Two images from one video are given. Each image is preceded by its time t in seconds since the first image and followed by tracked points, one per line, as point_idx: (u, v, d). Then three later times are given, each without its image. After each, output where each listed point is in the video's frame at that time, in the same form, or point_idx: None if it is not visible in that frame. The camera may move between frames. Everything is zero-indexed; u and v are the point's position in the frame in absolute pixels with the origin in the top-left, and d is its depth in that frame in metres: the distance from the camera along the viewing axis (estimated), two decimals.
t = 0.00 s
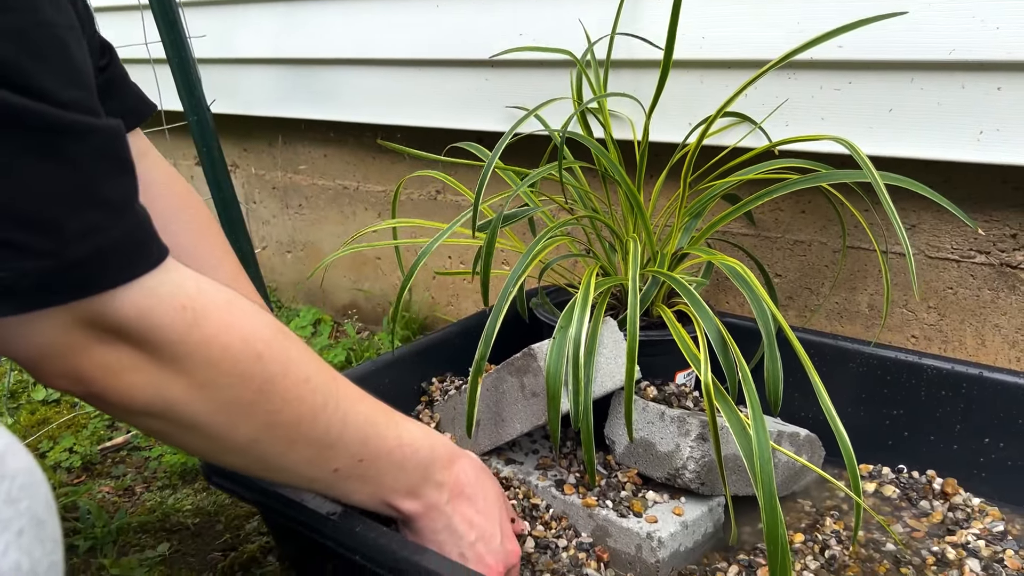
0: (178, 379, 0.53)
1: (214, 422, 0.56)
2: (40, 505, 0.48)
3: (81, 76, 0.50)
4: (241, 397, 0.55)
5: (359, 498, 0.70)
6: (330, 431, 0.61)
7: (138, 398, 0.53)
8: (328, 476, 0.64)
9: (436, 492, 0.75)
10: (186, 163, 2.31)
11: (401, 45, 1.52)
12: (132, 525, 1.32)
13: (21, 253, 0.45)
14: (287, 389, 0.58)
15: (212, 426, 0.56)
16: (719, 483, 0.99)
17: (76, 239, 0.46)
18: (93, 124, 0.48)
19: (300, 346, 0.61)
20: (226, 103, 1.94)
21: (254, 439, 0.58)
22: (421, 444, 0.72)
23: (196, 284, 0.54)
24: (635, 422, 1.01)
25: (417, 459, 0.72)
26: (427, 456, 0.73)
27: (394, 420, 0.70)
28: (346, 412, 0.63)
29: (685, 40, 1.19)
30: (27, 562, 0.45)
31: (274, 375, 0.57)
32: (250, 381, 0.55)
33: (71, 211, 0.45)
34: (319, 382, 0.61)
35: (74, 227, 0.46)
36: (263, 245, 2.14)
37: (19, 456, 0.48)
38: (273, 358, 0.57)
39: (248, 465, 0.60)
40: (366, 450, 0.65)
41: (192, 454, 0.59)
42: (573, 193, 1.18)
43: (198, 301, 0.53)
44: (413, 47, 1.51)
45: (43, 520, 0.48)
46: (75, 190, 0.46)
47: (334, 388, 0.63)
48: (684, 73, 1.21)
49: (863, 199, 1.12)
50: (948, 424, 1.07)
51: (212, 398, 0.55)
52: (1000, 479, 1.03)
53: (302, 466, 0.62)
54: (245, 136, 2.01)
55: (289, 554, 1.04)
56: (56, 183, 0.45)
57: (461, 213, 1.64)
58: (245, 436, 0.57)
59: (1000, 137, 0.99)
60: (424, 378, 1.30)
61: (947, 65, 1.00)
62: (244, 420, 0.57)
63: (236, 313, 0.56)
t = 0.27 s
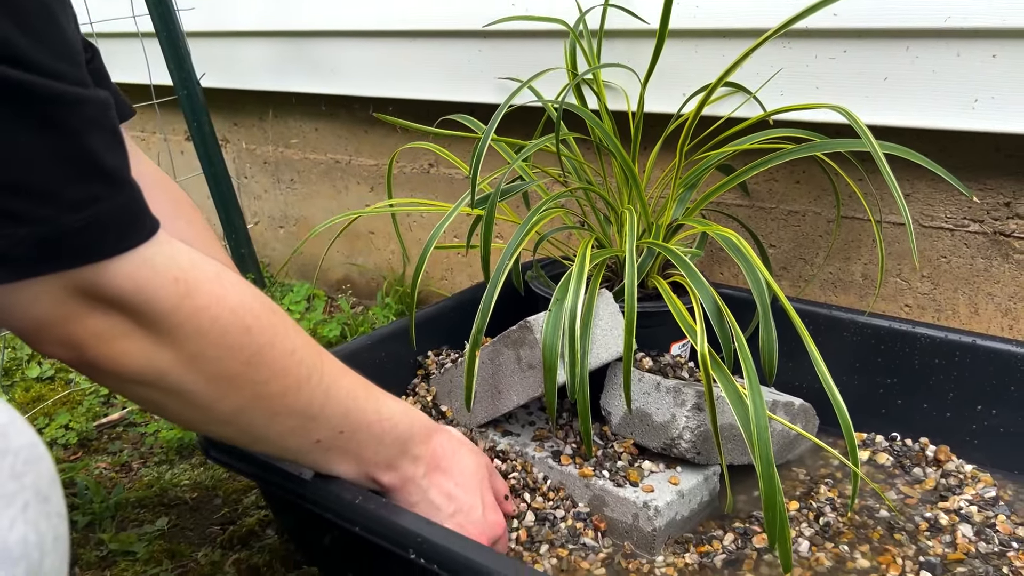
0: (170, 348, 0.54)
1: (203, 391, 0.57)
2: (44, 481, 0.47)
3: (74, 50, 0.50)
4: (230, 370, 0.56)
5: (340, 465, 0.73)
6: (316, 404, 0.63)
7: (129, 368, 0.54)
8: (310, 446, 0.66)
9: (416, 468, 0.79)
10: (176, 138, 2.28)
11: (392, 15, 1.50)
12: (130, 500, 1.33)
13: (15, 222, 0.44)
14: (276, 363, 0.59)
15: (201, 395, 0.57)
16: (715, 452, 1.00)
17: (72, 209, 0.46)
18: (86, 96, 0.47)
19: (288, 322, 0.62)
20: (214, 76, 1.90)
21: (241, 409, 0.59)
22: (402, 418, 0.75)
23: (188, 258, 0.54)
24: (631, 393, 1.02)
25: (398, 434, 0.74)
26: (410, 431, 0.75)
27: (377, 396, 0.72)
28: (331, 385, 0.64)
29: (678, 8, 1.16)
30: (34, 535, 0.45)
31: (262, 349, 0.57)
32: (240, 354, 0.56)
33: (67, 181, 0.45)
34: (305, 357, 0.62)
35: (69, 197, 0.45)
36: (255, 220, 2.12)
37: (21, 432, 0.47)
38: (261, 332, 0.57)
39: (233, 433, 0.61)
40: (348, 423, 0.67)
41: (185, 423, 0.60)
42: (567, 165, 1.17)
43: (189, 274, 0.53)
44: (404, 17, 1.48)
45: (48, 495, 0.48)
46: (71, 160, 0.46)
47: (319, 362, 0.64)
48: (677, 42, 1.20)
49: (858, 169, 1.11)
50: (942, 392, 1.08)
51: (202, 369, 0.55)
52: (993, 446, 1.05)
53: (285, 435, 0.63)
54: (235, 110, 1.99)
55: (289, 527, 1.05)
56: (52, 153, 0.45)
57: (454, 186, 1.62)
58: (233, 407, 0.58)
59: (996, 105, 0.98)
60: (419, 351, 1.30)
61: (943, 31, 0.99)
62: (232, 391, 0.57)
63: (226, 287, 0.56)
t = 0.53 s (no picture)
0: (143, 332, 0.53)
1: (177, 375, 0.57)
2: (32, 471, 0.42)
3: (42, 29, 0.49)
4: (205, 356, 0.56)
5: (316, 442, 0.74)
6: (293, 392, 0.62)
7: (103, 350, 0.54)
8: (285, 431, 0.66)
9: (391, 447, 0.80)
10: (164, 119, 2.25)
11: None
12: (123, 483, 1.33)
13: None
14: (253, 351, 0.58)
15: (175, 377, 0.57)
16: (707, 431, 1.00)
17: (42, 192, 0.45)
18: (57, 76, 0.47)
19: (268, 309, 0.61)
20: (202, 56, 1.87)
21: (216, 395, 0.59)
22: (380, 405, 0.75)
23: (165, 243, 0.54)
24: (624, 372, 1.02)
25: (376, 419, 0.74)
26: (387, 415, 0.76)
27: (357, 381, 0.71)
28: (310, 372, 0.64)
29: None
30: (25, 529, 0.40)
31: (240, 336, 0.57)
32: (216, 341, 0.56)
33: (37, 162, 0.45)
34: (286, 345, 0.61)
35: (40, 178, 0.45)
36: (245, 201, 2.10)
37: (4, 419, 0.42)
38: (239, 320, 0.57)
39: (208, 415, 0.61)
40: (325, 409, 0.67)
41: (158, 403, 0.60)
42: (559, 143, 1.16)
43: (166, 260, 0.53)
44: None
45: (38, 487, 0.43)
46: (42, 140, 0.45)
47: (299, 350, 0.63)
48: (669, 18, 1.18)
49: (850, 146, 1.11)
50: (933, 369, 1.08)
51: (177, 354, 0.55)
52: (983, 422, 1.05)
53: (261, 419, 0.63)
54: (224, 91, 1.96)
55: (284, 509, 1.05)
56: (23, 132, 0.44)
57: (446, 165, 1.61)
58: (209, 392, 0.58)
59: (989, 81, 0.98)
60: (412, 333, 1.29)
61: (936, 7, 0.98)
62: (207, 377, 0.57)
63: (204, 274, 0.55)
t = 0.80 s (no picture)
0: (74, 338, 0.52)
1: (113, 371, 0.56)
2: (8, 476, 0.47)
3: None
4: (139, 354, 0.55)
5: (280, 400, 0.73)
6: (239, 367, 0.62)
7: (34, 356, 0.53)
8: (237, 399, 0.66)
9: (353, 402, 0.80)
10: (150, 103, 2.22)
11: None
12: (111, 472, 1.31)
13: None
14: (191, 336, 0.57)
15: (114, 374, 0.57)
16: (697, 416, 1.00)
17: None
18: None
19: (202, 289, 0.59)
20: (186, 39, 1.84)
21: (159, 382, 0.59)
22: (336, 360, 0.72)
23: (91, 240, 0.51)
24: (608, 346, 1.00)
25: (333, 379, 0.73)
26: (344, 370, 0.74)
27: (312, 343, 0.70)
28: (254, 347, 0.62)
29: None
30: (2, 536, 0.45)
31: (174, 329, 0.56)
32: (148, 339, 0.55)
33: None
34: (224, 328, 0.60)
35: None
36: (233, 186, 2.07)
37: None
38: (172, 313, 0.55)
39: (157, 398, 0.62)
40: (276, 378, 0.66)
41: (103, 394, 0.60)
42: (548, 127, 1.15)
43: (88, 260, 0.50)
44: None
45: (14, 489, 0.47)
46: None
47: (240, 327, 0.61)
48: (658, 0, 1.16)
49: (841, 129, 1.10)
50: (923, 353, 1.08)
51: (111, 353, 0.54)
52: (973, 405, 1.05)
53: (212, 394, 0.64)
54: (211, 74, 1.93)
55: (272, 498, 1.04)
56: None
57: (435, 149, 1.59)
58: (149, 382, 0.58)
59: (980, 63, 0.96)
60: (401, 319, 1.28)
61: None
62: (146, 369, 0.57)
63: (130, 268, 0.53)
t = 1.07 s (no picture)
0: (99, 303, 0.56)
1: (137, 323, 0.60)
2: (22, 496, 0.52)
3: None
4: (162, 305, 0.59)
5: (278, 307, 0.77)
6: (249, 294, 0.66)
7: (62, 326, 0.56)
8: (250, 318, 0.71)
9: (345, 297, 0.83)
10: (140, 96, 2.19)
11: None
12: (104, 473, 1.30)
13: None
14: (205, 277, 0.61)
15: (139, 325, 0.60)
16: (691, 417, 1.00)
17: None
18: None
19: (199, 227, 0.61)
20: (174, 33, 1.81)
21: (182, 320, 0.63)
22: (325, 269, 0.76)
23: (98, 211, 0.53)
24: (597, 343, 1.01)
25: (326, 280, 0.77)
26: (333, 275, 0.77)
27: (302, 251, 0.73)
28: (255, 271, 0.66)
29: None
30: (17, 553, 0.50)
31: (189, 275, 0.59)
32: (170, 293, 0.58)
33: None
34: (229, 264, 0.63)
35: None
36: (224, 180, 2.05)
37: None
38: (185, 264, 0.59)
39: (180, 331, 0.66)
40: (280, 294, 0.71)
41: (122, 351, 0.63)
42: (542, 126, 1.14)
43: (104, 231, 0.53)
44: None
45: (28, 510, 0.52)
46: None
47: (242, 256, 0.65)
48: None
49: (835, 127, 1.09)
50: (917, 351, 1.08)
51: (134, 309, 0.58)
52: (966, 403, 1.06)
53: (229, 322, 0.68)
54: (200, 67, 1.90)
55: (267, 503, 1.04)
56: None
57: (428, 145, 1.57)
58: (174, 323, 0.62)
59: (975, 63, 0.96)
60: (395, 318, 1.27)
61: None
62: (168, 315, 0.61)
63: (142, 232, 0.56)
